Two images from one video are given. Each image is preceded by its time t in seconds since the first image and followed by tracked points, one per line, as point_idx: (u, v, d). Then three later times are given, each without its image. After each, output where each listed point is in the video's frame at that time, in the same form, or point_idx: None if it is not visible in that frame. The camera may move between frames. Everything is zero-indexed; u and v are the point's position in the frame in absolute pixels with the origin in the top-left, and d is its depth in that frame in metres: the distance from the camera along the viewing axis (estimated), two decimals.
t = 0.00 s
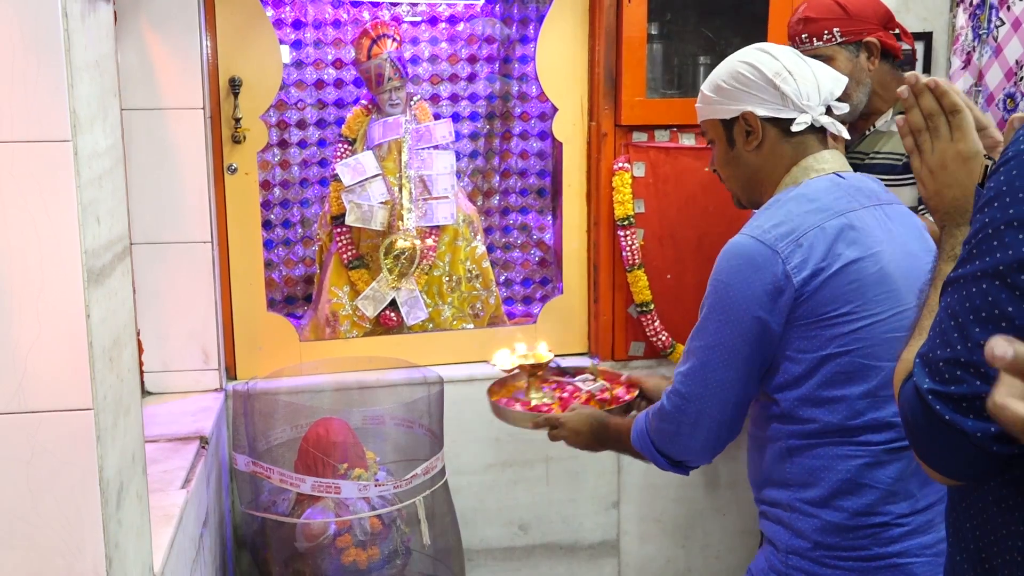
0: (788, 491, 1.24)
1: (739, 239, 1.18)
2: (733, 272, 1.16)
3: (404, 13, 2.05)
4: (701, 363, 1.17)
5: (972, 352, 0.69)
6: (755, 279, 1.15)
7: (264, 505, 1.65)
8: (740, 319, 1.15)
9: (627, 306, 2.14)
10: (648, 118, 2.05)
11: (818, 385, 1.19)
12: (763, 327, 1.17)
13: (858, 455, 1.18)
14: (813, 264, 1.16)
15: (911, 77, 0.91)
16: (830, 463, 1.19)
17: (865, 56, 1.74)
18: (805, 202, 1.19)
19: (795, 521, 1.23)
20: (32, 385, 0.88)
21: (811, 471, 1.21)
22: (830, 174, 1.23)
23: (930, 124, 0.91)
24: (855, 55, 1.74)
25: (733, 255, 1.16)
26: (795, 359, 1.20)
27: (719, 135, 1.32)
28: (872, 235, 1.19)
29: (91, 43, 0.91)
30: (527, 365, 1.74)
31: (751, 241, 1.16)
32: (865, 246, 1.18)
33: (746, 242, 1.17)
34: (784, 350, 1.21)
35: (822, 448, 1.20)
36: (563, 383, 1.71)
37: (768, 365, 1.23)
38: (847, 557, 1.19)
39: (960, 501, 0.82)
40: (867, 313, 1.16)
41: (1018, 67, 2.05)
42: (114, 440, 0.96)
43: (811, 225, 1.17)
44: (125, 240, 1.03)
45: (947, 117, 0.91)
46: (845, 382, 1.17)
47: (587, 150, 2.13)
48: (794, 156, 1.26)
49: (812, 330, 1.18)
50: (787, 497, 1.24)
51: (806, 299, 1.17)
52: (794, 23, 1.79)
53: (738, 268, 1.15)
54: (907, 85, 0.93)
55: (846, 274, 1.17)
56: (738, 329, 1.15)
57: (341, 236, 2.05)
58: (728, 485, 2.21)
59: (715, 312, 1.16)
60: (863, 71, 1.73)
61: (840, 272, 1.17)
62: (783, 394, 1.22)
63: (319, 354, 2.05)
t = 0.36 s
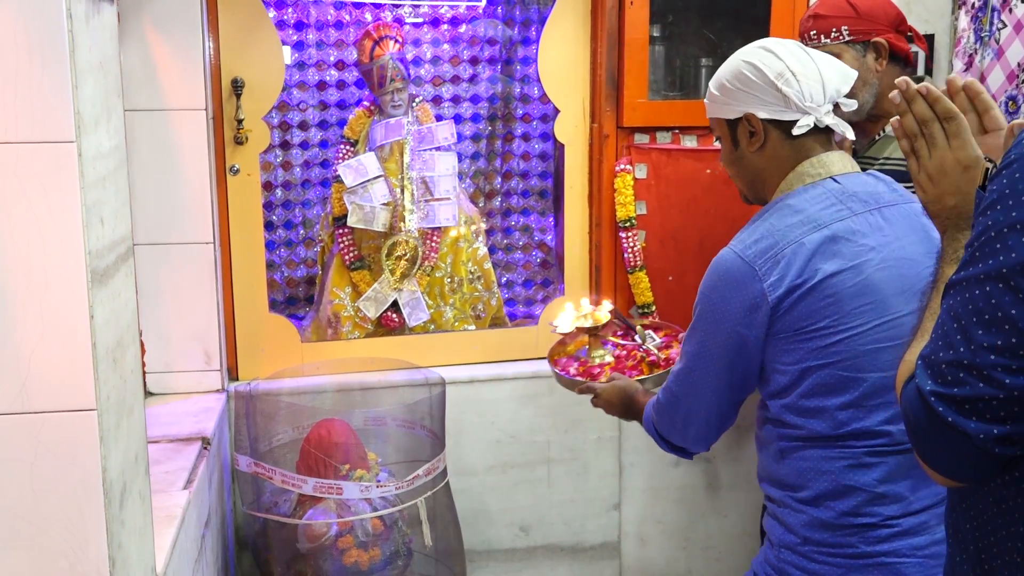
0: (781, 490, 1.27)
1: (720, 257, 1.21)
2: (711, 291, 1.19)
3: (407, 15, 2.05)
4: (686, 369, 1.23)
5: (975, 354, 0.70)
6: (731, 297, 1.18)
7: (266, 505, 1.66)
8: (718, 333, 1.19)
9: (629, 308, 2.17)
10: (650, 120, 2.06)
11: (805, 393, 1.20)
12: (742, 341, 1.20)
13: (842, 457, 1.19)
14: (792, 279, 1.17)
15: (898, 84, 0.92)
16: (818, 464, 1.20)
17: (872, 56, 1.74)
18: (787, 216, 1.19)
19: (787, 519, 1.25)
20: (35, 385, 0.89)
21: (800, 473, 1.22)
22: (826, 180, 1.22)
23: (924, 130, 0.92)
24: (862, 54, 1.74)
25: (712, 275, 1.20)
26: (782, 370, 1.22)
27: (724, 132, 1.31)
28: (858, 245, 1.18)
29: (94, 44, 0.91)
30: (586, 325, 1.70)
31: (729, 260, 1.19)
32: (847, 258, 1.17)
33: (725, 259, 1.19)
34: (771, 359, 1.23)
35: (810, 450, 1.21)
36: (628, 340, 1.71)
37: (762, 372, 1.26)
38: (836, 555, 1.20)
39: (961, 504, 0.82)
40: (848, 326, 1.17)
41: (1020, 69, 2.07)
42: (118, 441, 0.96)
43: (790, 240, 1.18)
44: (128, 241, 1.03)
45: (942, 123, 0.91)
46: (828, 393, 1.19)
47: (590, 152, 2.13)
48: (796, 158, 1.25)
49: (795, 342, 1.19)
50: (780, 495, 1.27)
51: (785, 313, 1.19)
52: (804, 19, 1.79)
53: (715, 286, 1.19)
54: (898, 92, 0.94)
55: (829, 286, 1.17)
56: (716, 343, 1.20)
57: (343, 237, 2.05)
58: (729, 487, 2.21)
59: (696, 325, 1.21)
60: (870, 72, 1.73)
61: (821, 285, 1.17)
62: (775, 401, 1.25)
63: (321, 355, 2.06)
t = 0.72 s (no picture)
0: (793, 493, 1.24)
1: (736, 250, 1.19)
2: (728, 282, 1.17)
3: (408, 15, 2.05)
4: (700, 368, 1.20)
5: (980, 354, 0.69)
6: (750, 288, 1.16)
7: (268, 505, 1.66)
8: (737, 327, 1.17)
9: (632, 308, 2.15)
10: (651, 120, 2.06)
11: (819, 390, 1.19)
12: (760, 334, 1.18)
13: (861, 457, 1.17)
14: (809, 270, 1.16)
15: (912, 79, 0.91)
16: (834, 466, 1.19)
17: (857, 55, 1.74)
18: (802, 209, 1.19)
19: (800, 523, 1.23)
20: (38, 385, 0.89)
21: (815, 475, 1.21)
22: (831, 177, 1.23)
23: (931, 127, 0.92)
24: (846, 53, 1.75)
25: (729, 267, 1.18)
26: (795, 365, 1.20)
27: (724, 136, 1.31)
28: (872, 238, 1.18)
29: (97, 43, 0.92)
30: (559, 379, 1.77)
31: (746, 252, 1.17)
32: (862, 250, 1.17)
33: (742, 252, 1.18)
34: (785, 356, 1.21)
35: (827, 451, 1.19)
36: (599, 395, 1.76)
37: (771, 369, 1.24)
38: (852, 559, 1.19)
39: (963, 504, 0.82)
40: (865, 317, 1.16)
41: (1022, 69, 2.04)
42: (119, 440, 0.96)
43: (807, 232, 1.17)
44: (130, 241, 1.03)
45: (949, 121, 0.91)
46: (845, 386, 1.17)
47: (591, 152, 2.14)
48: (799, 160, 1.26)
49: (811, 336, 1.18)
50: (792, 499, 1.24)
51: (803, 305, 1.17)
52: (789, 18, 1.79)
53: (733, 277, 1.17)
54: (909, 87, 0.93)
55: (845, 277, 1.17)
56: (734, 336, 1.18)
57: (346, 236, 2.06)
58: (731, 487, 2.21)
59: (712, 319, 1.18)
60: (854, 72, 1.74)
61: (838, 277, 1.17)
62: (785, 398, 1.23)
63: (322, 356, 2.06)
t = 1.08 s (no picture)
0: (810, 493, 1.21)
1: (788, 224, 1.13)
2: (783, 256, 1.11)
3: (413, 13, 2.05)
4: (736, 345, 1.12)
5: (994, 355, 0.69)
6: (805, 265, 1.12)
7: (273, 504, 1.66)
8: (784, 304, 1.11)
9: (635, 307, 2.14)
10: (656, 118, 2.05)
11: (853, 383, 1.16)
12: (803, 315, 1.13)
13: (888, 456, 1.16)
14: (860, 257, 1.14)
15: (920, 76, 0.92)
16: (860, 464, 1.17)
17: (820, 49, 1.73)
18: (850, 194, 1.17)
19: (818, 523, 1.20)
20: (43, 385, 0.89)
21: (837, 472, 1.19)
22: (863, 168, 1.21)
23: (938, 125, 0.92)
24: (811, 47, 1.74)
25: (782, 240, 1.12)
26: (830, 353, 1.17)
27: (749, 117, 1.26)
28: (910, 234, 1.18)
29: (100, 41, 0.91)
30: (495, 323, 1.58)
31: (800, 229, 1.13)
32: (905, 244, 1.17)
33: (794, 228, 1.13)
34: (819, 343, 1.17)
35: (852, 449, 1.18)
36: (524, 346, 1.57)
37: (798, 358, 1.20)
38: (870, 560, 1.18)
39: (971, 504, 0.82)
40: (905, 310, 1.15)
41: None
42: (124, 438, 0.96)
43: (858, 218, 1.15)
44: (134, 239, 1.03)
45: (957, 118, 0.91)
46: (880, 378, 1.15)
47: (596, 150, 2.13)
48: (826, 151, 1.23)
49: (852, 325, 1.15)
50: (808, 499, 1.21)
51: (847, 292, 1.14)
52: (751, 10, 1.80)
53: (786, 251, 1.11)
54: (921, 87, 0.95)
55: (888, 269, 1.15)
56: (781, 313, 1.11)
57: (349, 234, 2.04)
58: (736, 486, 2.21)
59: (756, 292, 1.12)
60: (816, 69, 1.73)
61: (881, 266, 1.15)
62: (812, 389, 1.19)
63: (326, 354, 2.05)
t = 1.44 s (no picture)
0: (804, 488, 1.21)
1: (792, 222, 1.12)
2: (782, 252, 1.11)
3: (420, 10, 2.04)
4: (729, 333, 1.13)
5: (1007, 355, 0.68)
6: (805, 265, 1.11)
7: (280, 500, 1.66)
8: (780, 301, 1.11)
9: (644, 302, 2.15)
10: (665, 114, 2.05)
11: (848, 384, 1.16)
12: (799, 313, 1.13)
13: (880, 455, 1.15)
14: (864, 260, 1.13)
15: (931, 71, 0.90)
16: (852, 461, 1.17)
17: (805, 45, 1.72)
18: (863, 193, 1.15)
19: (810, 517, 1.21)
20: (50, 382, 0.89)
21: (830, 469, 1.18)
22: (873, 167, 1.19)
23: (948, 120, 0.90)
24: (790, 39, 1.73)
25: (783, 237, 1.12)
26: (827, 352, 1.16)
27: (771, 102, 1.24)
28: (921, 236, 1.15)
29: (107, 37, 0.91)
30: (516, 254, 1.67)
31: (802, 226, 1.12)
32: (914, 248, 1.15)
33: (797, 224, 1.12)
34: (818, 340, 1.17)
35: (845, 447, 1.17)
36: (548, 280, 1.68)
37: (797, 353, 1.19)
38: (861, 555, 1.18)
39: (981, 503, 0.81)
40: (908, 315, 1.13)
41: None
42: (131, 435, 0.96)
43: (865, 219, 1.13)
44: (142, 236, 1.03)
45: (967, 113, 0.89)
46: (876, 381, 1.14)
47: (603, 146, 2.12)
48: (846, 140, 1.20)
49: (850, 326, 1.14)
50: (802, 494, 1.22)
51: (849, 292, 1.13)
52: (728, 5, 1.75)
53: (786, 248, 1.11)
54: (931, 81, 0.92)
55: (891, 271, 1.14)
56: (775, 310, 1.12)
57: (357, 231, 2.05)
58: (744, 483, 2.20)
59: (752, 285, 1.12)
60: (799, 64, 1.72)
61: (884, 269, 1.13)
62: (807, 386, 1.19)
63: (335, 351, 2.05)
